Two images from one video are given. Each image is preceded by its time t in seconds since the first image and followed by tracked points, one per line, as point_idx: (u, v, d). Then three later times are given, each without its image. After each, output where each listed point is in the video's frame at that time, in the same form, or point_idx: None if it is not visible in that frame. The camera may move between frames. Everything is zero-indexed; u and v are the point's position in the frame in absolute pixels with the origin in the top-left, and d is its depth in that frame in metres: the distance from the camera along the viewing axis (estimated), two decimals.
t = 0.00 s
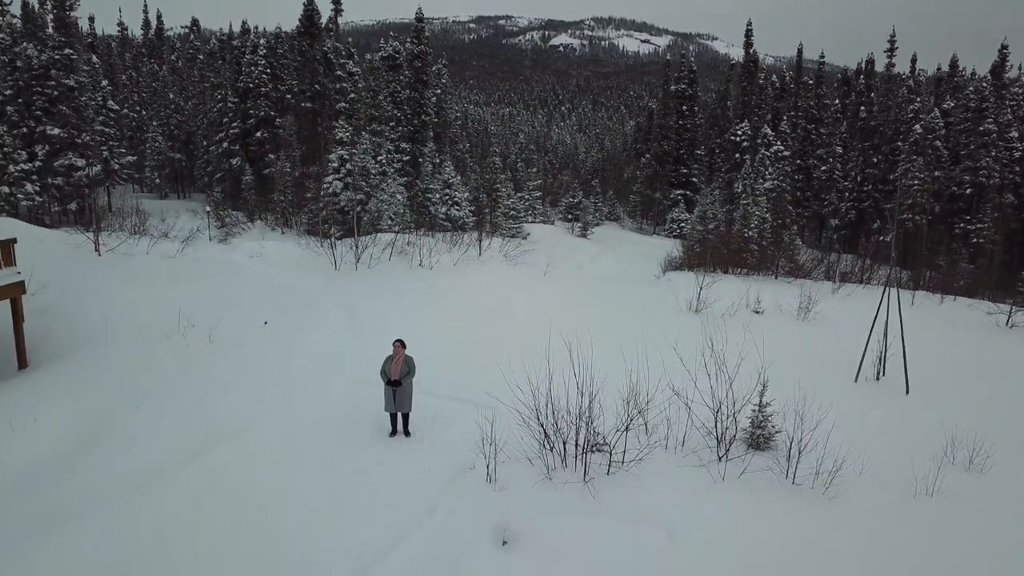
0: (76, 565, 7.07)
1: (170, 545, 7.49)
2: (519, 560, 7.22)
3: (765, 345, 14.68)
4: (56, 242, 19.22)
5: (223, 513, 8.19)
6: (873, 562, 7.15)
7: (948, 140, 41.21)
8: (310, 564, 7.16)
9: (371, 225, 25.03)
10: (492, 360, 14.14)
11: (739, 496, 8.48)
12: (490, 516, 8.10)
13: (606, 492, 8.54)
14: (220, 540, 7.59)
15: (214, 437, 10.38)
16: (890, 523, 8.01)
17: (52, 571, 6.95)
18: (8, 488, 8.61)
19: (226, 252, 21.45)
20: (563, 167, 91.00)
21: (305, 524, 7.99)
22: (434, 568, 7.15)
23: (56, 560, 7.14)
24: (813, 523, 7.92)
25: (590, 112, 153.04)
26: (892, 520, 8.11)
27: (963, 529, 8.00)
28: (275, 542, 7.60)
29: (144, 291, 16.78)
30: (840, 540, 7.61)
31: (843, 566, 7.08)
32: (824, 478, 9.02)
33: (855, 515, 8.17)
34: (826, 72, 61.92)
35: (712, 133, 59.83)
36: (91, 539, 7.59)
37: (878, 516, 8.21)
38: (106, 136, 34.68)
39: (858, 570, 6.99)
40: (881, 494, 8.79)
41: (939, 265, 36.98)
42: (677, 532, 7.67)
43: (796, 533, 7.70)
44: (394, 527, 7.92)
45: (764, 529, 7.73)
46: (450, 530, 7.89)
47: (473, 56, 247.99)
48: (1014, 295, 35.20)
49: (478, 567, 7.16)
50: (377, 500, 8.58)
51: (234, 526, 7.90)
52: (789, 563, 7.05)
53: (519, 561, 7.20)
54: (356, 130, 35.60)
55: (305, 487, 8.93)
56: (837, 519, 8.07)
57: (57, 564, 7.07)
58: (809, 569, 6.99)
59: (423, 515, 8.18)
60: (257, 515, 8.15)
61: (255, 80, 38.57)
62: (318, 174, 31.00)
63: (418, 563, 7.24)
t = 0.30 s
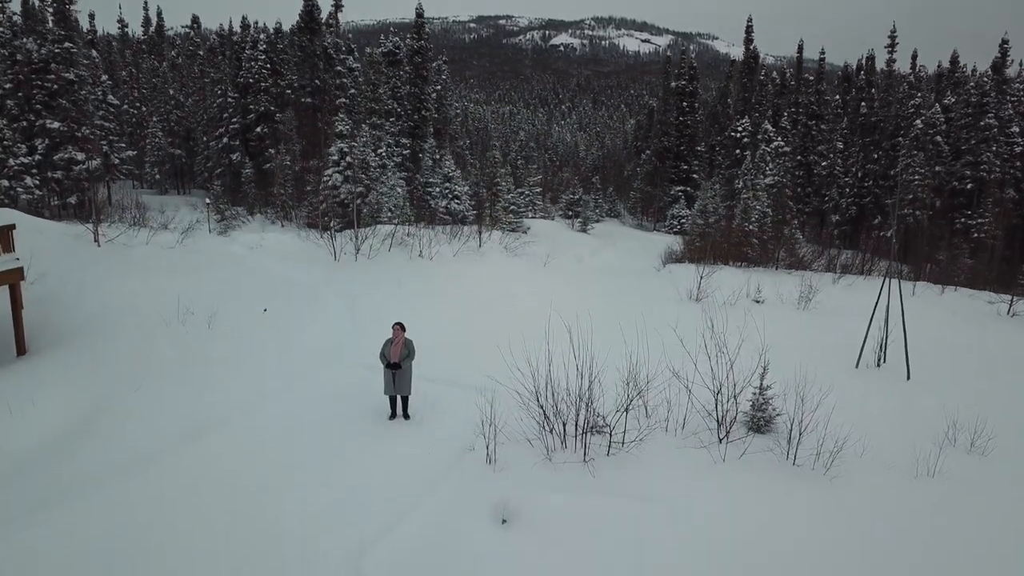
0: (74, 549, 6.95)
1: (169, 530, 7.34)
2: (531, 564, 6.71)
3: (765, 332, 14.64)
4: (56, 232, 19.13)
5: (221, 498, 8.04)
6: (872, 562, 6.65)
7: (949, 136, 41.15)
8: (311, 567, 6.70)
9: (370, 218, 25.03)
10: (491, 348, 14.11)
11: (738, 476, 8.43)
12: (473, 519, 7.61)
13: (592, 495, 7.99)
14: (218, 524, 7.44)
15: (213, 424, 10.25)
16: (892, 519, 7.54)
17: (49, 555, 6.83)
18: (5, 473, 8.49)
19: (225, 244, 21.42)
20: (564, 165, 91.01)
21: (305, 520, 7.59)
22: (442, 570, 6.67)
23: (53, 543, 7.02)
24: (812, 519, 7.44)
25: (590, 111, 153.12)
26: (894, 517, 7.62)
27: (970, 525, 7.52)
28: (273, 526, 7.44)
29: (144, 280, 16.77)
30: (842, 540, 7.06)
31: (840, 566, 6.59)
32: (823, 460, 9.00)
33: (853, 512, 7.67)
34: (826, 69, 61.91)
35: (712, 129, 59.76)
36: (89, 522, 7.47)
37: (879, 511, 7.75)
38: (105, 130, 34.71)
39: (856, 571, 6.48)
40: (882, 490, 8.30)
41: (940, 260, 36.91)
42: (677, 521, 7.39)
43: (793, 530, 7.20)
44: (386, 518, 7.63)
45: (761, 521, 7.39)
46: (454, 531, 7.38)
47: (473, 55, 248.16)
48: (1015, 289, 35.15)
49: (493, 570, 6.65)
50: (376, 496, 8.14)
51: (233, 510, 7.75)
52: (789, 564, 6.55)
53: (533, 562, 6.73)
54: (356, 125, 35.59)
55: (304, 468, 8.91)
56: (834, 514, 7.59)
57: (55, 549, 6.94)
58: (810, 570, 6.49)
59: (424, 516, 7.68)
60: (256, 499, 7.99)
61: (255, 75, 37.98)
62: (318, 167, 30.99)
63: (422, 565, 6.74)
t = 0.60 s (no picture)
0: (69, 535, 6.78)
1: (166, 517, 7.18)
2: (531, 564, 6.27)
3: (764, 321, 14.62)
4: (56, 223, 19.12)
5: (220, 486, 7.87)
6: (872, 562, 6.25)
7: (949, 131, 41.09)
8: (311, 566, 6.33)
9: (370, 211, 25.01)
10: (491, 336, 14.09)
11: (738, 456, 8.46)
12: (466, 510, 7.32)
13: (581, 487, 7.68)
14: (217, 513, 7.26)
15: (213, 414, 10.08)
16: (890, 512, 7.23)
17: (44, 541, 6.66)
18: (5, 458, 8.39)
19: (224, 236, 21.39)
20: (564, 163, 91.02)
21: (304, 509, 7.39)
22: (442, 570, 6.24)
23: (51, 528, 6.90)
24: (811, 517, 7.05)
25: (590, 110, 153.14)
26: (891, 509, 7.31)
27: (975, 521, 7.15)
28: (271, 517, 7.20)
29: (144, 270, 16.76)
30: (841, 537, 6.70)
31: (841, 567, 6.19)
32: (824, 443, 8.99)
33: (852, 505, 7.35)
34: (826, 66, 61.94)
35: (713, 126, 59.72)
36: (88, 508, 7.32)
37: (878, 504, 7.43)
38: (105, 124, 34.69)
39: (856, 571, 6.09)
40: (879, 483, 7.96)
41: (941, 255, 36.87)
42: (674, 512, 7.14)
43: (789, 525, 6.87)
44: (380, 503, 7.51)
45: (760, 514, 7.11)
46: (451, 522, 7.08)
47: (473, 54, 248.26)
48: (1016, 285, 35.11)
49: (493, 571, 6.22)
50: (374, 487, 7.88)
51: (230, 495, 7.69)
52: (789, 564, 6.16)
53: (534, 563, 6.30)
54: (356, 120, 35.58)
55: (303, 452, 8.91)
56: (834, 508, 7.27)
57: (50, 534, 6.78)
58: (810, 570, 6.10)
59: (423, 507, 7.41)
60: (256, 489, 7.82)
61: (256, 70, 38.27)
62: (318, 162, 30.99)
63: (426, 562, 6.35)
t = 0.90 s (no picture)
0: (66, 529, 6.58)
1: (164, 505, 7.07)
2: (531, 565, 5.98)
3: (766, 310, 14.59)
4: (54, 214, 19.09)
5: (219, 480, 7.69)
6: (872, 562, 5.91)
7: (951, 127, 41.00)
8: (311, 565, 6.08)
9: (370, 204, 24.96)
10: (491, 323, 14.09)
11: (739, 437, 8.47)
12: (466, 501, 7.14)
13: (573, 481, 7.43)
14: (217, 501, 7.15)
15: (216, 405, 9.92)
16: (891, 505, 6.93)
17: (41, 535, 6.46)
18: (5, 447, 8.22)
19: (224, 227, 21.35)
20: (564, 161, 90.99)
21: (304, 494, 7.35)
22: (441, 570, 5.96)
23: (50, 517, 6.76)
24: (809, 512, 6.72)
25: (590, 109, 153.09)
26: (893, 502, 7.01)
27: (978, 515, 6.82)
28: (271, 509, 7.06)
29: (143, 259, 16.77)
30: (843, 534, 6.37)
31: (841, 567, 5.87)
32: (825, 425, 8.98)
33: (852, 498, 7.04)
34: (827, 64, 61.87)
35: (713, 123, 59.68)
36: (88, 499, 7.14)
37: (879, 497, 7.12)
38: (104, 119, 34.66)
39: (856, 571, 5.76)
40: (877, 475, 7.64)
41: (941, 251, 36.82)
42: (672, 505, 6.87)
43: (787, 520, 6.55)
44: (375, 489, 7.44)
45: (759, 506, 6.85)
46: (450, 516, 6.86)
47: (473, 54, 248.11)
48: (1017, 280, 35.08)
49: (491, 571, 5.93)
50: (376, 478, 7.72)
51: (229, 477, 7.70)
52: (789, 564, 5.83)
53: (534, 562, 6.02)
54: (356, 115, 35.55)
55: (301, 437, 8.91)
56: (834, 501, 6.99)
57: (48, 528, 6.58)
58: (810, 571, 5.77)
59: (419, 501, 7.19)
60: (256, 477, 7.71)
61: (255, 65, 38.12)
62: (319, 156, 30.98)
63: (426, 559, 6.11)
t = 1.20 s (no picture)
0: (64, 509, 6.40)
1: (158, 483, 7.01)
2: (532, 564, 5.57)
3: (766, 298, 14.54)
4: (52, 205, 19.04)
5: (218, 464, 7.47)
6: (872, 562, 5.48)
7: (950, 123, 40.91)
8: (301, 554, 5.75)
9: (369, 197, 24.93)
10: (490, 311, 14.07)
11: (738, 416, 8.47)
12: (464, 495, 6.74)
13: (565, 469, 7.17)
14: (213, 478, 7.11)
15: (216, 390, 9.78)
16: (891, 499, 6.53)
17: (38, 515, 6.28)
18: (1, 429, 8.09)
19: (223, 219, 21.30)
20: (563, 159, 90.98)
21: (300, 473, 7.29)
22: (441, 571, 5.53)
23: (44, 501, 6.53)
24: (804, 507, 6.32)
25: (590, 108, 153.15)
26: (893, 497, 6.62)
27: (980, 513, 6.36)
28: (275, 508, 6.53)
29: (141, 249, 16.74)
30: (843, 531, 5.96)
31: (849, 567, 5.44)
32: (825, 407, 8.98)
33: (849, 490, 6.67)
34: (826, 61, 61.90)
35: (712, 120, 59.71)
36: (86, 480, 6.99)
37: (878, 490, 6.75)
38: (103, 114, 34.62)
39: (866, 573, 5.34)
40: (875, 467, 7.25)
41: (941, 247, 36.76)
42: (673, 503, 6.43)
43: (782, 516, 6.17)
44: (368, 471, 7.32)
45: (756, 498, 6.49)
46: (446, 513, 6.41)
47: (473, 53, 248.21)
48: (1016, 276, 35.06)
49: (492, 571, 5.48)
50: (369, 464, 7.49)
51: (225, 456, 7.66)
52: (790, 564, 5.42)
53: (533, 559, 5.61)
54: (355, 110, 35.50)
55: (300, 419, 8.87)
56: (834, 493, 6.62)
57: (47, 507, 6.44)
58: (812, 572, 5.35)
59: (412, 493, 6.79)
60: (253, 456, 7.67)
61: (255, 62, 37.95)
62: (318, 150, 30.95)
63: (415, 544, 5.93)
